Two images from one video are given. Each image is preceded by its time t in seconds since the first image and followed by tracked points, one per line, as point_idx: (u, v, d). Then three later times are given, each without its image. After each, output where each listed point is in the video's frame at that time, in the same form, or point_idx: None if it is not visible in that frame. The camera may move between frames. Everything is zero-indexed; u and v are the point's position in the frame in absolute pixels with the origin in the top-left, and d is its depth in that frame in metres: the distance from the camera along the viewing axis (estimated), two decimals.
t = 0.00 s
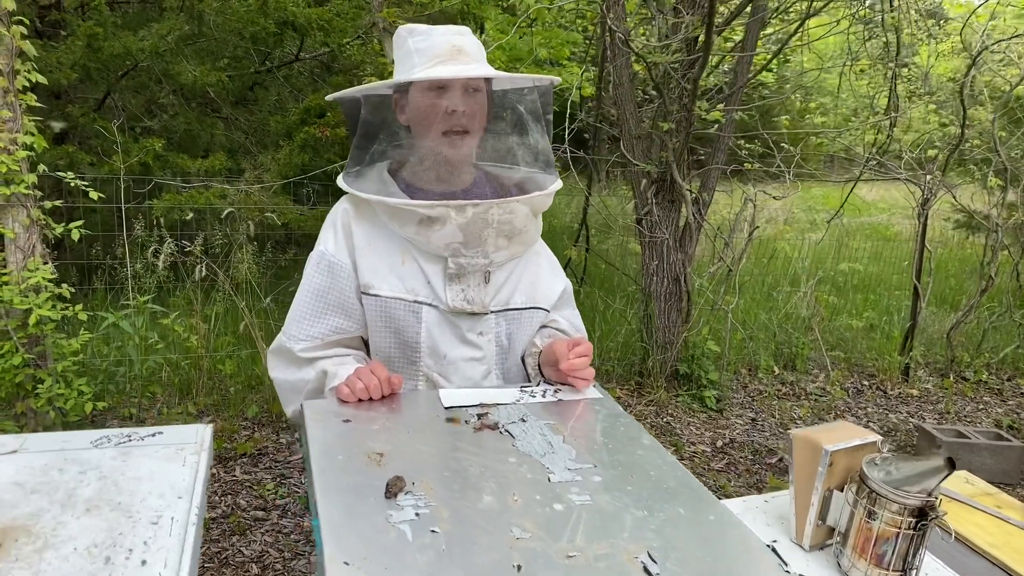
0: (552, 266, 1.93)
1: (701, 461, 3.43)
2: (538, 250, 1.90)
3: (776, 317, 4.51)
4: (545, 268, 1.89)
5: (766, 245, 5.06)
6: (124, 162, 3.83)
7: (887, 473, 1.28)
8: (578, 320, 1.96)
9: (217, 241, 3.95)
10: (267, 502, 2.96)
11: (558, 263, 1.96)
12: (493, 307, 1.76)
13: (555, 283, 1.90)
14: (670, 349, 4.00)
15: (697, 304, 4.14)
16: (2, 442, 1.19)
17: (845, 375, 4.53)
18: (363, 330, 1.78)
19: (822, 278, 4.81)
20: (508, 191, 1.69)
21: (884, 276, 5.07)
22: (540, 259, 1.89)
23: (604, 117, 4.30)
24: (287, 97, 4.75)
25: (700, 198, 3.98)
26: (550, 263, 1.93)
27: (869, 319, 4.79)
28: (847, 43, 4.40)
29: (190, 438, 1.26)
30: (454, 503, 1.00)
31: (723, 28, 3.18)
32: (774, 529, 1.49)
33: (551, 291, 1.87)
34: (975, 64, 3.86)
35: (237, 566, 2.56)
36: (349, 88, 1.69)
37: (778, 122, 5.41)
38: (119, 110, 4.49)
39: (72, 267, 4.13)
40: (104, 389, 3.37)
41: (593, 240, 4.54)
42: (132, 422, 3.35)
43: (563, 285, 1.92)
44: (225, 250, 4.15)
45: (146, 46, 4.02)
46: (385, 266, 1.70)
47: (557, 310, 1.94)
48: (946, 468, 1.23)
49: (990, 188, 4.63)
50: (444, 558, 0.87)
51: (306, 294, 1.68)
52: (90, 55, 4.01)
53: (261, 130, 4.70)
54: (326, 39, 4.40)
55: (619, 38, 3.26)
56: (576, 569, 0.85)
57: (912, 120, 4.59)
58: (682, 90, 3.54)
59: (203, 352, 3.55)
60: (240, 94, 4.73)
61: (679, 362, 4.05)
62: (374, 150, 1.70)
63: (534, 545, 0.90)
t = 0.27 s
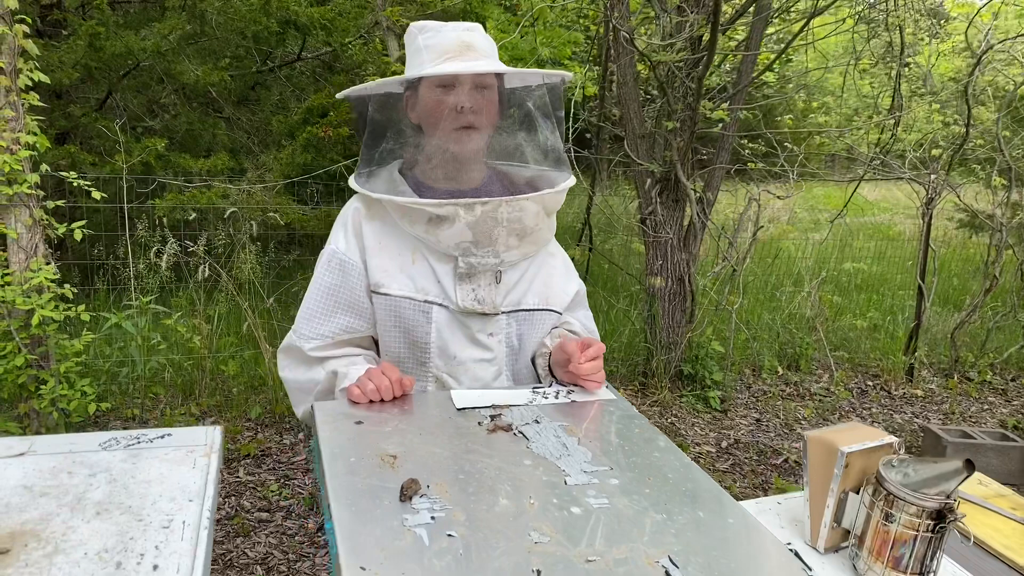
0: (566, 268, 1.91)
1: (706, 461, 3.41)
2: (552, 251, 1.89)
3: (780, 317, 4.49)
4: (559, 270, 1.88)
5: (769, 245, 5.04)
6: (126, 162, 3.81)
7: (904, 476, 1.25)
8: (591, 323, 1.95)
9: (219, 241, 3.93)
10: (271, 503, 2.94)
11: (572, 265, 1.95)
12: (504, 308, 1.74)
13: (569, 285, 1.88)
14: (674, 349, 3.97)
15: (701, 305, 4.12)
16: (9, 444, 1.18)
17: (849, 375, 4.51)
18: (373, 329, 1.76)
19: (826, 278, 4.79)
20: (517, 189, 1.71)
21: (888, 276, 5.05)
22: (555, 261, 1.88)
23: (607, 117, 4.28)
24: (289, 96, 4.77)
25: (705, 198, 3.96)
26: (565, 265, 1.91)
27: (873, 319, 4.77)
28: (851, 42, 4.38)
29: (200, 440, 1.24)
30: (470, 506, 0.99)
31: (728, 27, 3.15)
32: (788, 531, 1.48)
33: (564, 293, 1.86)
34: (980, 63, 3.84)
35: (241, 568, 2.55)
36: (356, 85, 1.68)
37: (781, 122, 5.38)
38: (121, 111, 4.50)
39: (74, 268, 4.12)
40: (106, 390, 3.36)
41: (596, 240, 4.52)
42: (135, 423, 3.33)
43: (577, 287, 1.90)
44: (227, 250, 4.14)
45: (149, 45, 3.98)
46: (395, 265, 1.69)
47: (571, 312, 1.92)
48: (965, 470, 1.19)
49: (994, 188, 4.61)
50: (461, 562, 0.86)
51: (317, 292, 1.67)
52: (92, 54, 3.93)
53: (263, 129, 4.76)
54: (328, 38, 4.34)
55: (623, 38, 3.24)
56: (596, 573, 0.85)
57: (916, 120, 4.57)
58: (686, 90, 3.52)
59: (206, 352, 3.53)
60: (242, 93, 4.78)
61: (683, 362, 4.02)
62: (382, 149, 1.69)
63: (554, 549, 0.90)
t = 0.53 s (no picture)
0: (575, 270, 1.90)
1: (710, 462, 3.40)
2: (561, 253, 1.88)
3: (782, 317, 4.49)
4: (567, 272, 1.87)
5: (771, 245, 5.03)
6: (127, 162, 3.80)
7: (914, 476, 1.25)
8: (600, 326, 1.93)
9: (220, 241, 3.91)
10: (273, 505, 2.93)
11: (581, 267, 1.93)
12: (511, 310, 1.73)
13: (577, 287, 1.87)
14: (677, 350, 3.96)
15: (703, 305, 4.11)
16: (13, 446, 1.17)
17: (851, 375, 4.49)
18: (379, 330, 1.76)
19: (828, 278, 4.78)
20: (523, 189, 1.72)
21: (890, 276, 5.04)
22: (563, 263, 1.87)
23: (609, 117, 4.27)
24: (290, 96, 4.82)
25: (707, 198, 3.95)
26: (574, 267, 1.90)
27: (876, 319, 4.75)
28: (853, 42, 4.37)
29: (205, 442, 1.23)
30: (479, 509, 0.98)
31: (731, 26, 3.12)
32: (796, 533, 1.47)
33: (573, 296, 1.85)
34: (983, 63, 3.82)
35: (243, 570, 2.53)
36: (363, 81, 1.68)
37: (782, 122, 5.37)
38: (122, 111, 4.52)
39: (75, 268, 4.10)
40: (108, 391, 3.34)
41: (598, 240, 4.51)
42: (136, 424, 3.32)
43: (587, 290, 1.89)
44: (228, 250, 4.12)
45: (150, 45, 3.95)
46: (400, 265, 1.68)
47: (579, 315, 1.91)
48: (976, 472, 1.19)
49: (996, 188, 4.60)
50: (472, 566, 0.85)
51: (322, 293, 1.66)
52: (93, 54, 3.91)
53: (264, 129, 4.77)
54: (330, 38, 4.34)
55: (626, 37, 3.23)
56: None
57: (918, 120, 4.55)
58: (688, 89, 3.51)
59: (207, 353, 3.52)
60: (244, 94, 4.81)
61: (686, 363, 4.01)
62: (388, 147, 1.68)
63: (565, 553, 0.89)
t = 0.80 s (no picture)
0: (581, 271, 1.89)
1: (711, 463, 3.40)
2: (567, 254, 1.87)
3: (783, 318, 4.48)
4: (573, 273, 1.86)
5: (771, 245, 5.02)
6: (126, 162, 3.78)
7: (922, 478, 1.24)
8: (606, 327, 1.93)
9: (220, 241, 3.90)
10: (274, 506, 2.92)
11: (587, 269, 1.93)
12: (517, 311, 1.73)
13: (583, 288, 1.87)
14: (677, 350, 3.95)
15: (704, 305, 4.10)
16: (16, 448, 1.17)
17: (852, 376, 4.49)
18: (383, 332, 1.75)
19: (828, 278, 4.78)
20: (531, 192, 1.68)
21: (890, 276, 5.03)
22: (569, 264, 1.86)
23: (610, 117, 4.26)
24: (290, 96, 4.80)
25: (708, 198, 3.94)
26: (580, 268, 1.90)
27: (876, 320, 4.75)
28: (853, 42, 4.36)
29: (209, 444, 1.22)
30: (486, 512, 0.97)
31: (732, 26, 3.12)
32: (803, 535, 1.47)
33: (578, 297, 1.85)
34: (983, 63, 3.81)
35: (244, 571, 2.52)
36: (372, 78, 1.68)
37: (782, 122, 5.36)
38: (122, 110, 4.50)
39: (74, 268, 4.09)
40: (107, 392, 3.33)
41: (598, 240, 4.50)
42: (136, 424, 3.31)
43: (592, 291, 1.88)
44: (228, 250, 4.11)
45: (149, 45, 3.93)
46: (406, 266, 1.67)
47: (585, 317, 1.91)
48: (983, 474, 1.19)
49: (996, 188, 4.59)
50: (480, 569, 0.84)
51: (326, 294, 1.65)
52: (92, 54, 3.91)
53: (264, 129, 4.76)
54: (329, 38, 4.33)
55: (626, 38, 3.22)
56: None
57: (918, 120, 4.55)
58: (689, 89, 3.50)
59: (207, 354, 3.51)
60: (244, 94, 4.79)
61: (686, 364, 4.00)
62: (396, 145, 1.68)
63: (574, 556, 0.88)
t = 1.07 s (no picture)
0: (581, 271, 1.89)
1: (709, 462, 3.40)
2: (567, 254, 1.87)
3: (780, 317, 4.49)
4: (573, 273, 1.86)
5: (770, 245, 5.02)
6: (124, 161, 3.77)
7: (922, 478, 1.24)
8: (605, 327, 1.92)
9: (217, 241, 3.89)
10: (272, 506, 2.91)
11: (587, 269, 1.92)
12: (519, 311, 1.73)
13: (583, 288, 1.86)
14: (676, 350, 3.95)
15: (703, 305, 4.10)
16: (14, 448, 1.16)
17: (850, 375, 4.49)
18: (383, 332, 1.75)
19: (826, 278, 4.78)
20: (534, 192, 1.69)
21: (887, 276, 5.04)
22: (569, 264, 1.86)
23: (608, 117, 4.26)
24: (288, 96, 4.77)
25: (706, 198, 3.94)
26: (580, 268, 1.90)
27: (873, 319, 4.76)
28: (850, 42, 4.36)
29: (208, 444, 1.22)
30: (487, 512, 0.97)
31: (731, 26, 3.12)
32: (804, 534, 1.47)
33: (578, 297, 1.84)
34: (981, 63, 3.82)
35: (242, 572, 2.52)
36: (377, 75, 1.67)
37: (780, 122, 5.36)
38: (119, 110, 4.48)
39: (71, 268, 4.08)
40: (105, 392, 3.32)
41: (597, 240, 4.50)
42: (133, 425, 3.30)
43: (592, 291, 1.88)
44: (225, 250, 4.10)
45: (146, 45, 3.92)
46: (407, 266, 1.67)
47: (585, 317, 1.90)
48: (984, 473, 1.20)
49: (993, 188, 4.60)
50: (482, 570, 0.84)
51: (326, 295, 1.64)
52: (89, 53, 3.90)
53: (262, 129, 4.74)
54: (327, 38, 4.33)
55: (625, 37, 3.22)
56: None
57: (916, 120, 4.55)
58: (688, 89, 3.50)
59: (205, 354, 3.49)
60: (241, 93, 4.77)
61: (685, 363, 4.00)
62: (399, 143, 1.67)
63: (575, 556, 0.88)
